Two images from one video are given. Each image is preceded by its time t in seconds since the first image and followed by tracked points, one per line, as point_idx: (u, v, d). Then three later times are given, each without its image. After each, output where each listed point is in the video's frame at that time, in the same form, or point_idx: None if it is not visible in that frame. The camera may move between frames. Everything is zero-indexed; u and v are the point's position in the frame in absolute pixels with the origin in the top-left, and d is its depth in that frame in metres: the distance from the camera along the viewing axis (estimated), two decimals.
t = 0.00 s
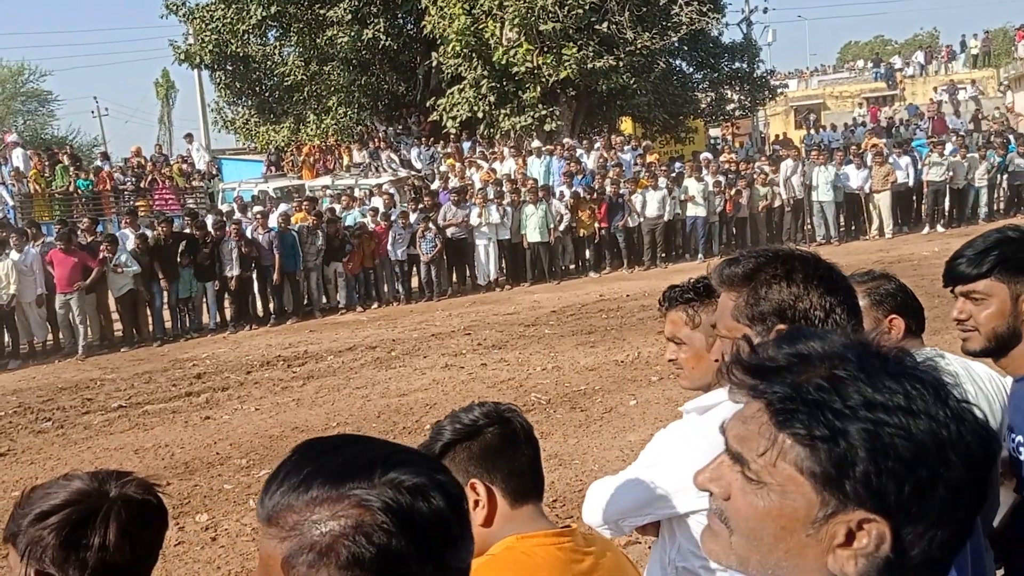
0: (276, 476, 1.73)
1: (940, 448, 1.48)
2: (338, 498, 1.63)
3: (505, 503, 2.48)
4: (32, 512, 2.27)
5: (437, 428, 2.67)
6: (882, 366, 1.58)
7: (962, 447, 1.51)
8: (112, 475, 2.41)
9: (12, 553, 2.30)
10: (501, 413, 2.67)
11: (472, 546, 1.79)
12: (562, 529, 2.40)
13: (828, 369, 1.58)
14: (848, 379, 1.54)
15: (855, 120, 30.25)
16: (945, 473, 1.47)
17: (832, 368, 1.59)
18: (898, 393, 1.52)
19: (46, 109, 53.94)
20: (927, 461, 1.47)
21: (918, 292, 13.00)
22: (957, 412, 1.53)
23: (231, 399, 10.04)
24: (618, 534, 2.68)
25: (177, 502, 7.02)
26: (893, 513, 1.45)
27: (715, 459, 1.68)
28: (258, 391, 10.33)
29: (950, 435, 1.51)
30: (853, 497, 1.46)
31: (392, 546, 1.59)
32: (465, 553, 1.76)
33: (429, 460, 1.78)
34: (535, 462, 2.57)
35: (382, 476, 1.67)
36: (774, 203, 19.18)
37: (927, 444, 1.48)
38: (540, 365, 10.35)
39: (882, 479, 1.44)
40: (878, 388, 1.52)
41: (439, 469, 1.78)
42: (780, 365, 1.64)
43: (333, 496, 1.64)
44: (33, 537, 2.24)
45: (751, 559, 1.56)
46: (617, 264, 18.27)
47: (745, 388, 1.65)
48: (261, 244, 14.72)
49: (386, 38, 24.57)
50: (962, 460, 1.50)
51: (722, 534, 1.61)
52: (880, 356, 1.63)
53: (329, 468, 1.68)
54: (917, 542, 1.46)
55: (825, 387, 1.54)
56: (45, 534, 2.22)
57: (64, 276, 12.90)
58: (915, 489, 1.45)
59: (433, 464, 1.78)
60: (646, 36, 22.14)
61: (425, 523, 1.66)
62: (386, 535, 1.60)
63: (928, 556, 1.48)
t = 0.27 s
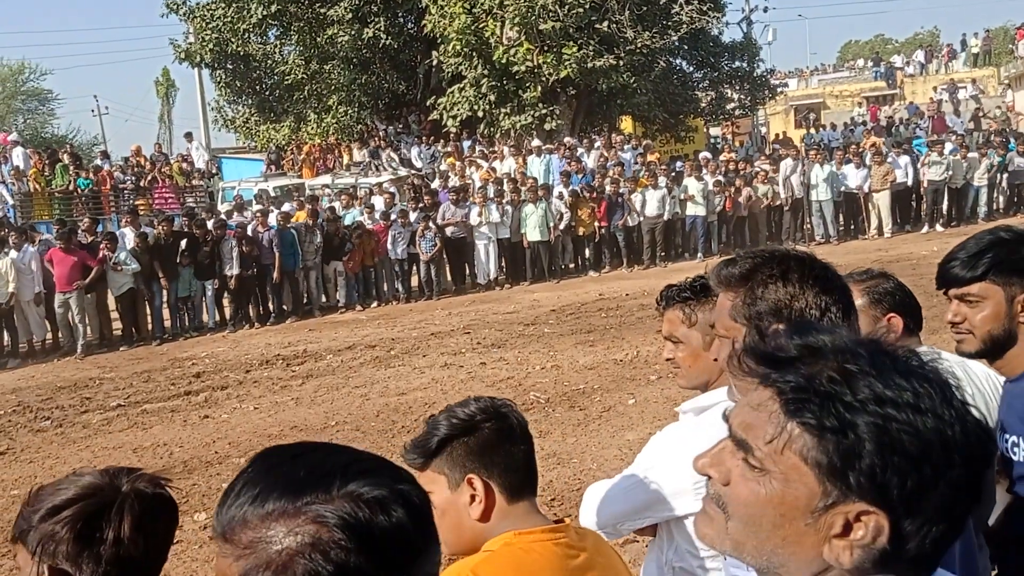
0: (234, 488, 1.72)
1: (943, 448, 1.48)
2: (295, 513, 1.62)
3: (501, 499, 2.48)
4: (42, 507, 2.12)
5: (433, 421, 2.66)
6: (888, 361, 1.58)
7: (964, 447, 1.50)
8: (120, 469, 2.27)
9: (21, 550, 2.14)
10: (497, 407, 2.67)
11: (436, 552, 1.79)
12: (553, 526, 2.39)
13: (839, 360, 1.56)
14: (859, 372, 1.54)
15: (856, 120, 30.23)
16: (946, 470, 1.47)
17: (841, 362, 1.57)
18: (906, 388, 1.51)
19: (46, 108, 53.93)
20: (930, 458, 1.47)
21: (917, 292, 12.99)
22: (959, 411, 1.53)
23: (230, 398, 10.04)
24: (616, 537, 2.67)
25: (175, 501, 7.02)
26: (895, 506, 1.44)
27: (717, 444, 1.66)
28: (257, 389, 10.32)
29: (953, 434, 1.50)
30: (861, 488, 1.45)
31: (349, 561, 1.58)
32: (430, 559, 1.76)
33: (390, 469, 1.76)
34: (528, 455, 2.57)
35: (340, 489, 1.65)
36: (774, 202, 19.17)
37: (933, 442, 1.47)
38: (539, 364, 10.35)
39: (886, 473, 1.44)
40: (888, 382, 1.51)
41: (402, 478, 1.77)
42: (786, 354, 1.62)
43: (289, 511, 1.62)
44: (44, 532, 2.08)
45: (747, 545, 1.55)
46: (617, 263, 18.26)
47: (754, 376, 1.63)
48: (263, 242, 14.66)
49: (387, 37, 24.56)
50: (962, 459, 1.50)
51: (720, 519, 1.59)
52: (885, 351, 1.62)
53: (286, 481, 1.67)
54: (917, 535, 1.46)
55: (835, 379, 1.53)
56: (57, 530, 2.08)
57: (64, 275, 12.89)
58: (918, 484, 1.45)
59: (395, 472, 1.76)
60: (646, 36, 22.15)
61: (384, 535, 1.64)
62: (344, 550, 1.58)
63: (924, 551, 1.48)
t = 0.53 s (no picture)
0: (203, 490, 1.67)
1: (888, 432, 1.52)
2: (264, 515, 1.57)
3: (495, 498, 2.51)
4: (60, 498, 2.06)
5: (427, 420, 2.68)
6: (841, 351, 1.64)
7: (915, 433, 1.54)
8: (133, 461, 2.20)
9: (36, 537, 2.07)
10: (490, 405, 2.69)
11: (408, 554, 1.73)
12: (546, 526, 2.41)
13: (793, 349, 1.64)
14: (812, 359, 1.61)
15: (856, 120, 30.24)
16: (894, 453, 1.51)
17: (798, 350, 1.65)
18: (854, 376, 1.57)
19: (47, 106, 53.93)
20: (878, 440, 1.51)
21: (916, 292, 13.02)
22: (910, 399, 1.57)
23: (231, 397, 10.07)
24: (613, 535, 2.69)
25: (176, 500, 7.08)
26: (842, 485, 1.50)
27: (695, 432, 1.74)
28: (258, 389, 10.36)
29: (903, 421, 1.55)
30: (805, 468, 1.51)
31: (318, 564, 1.53)
32: (401, 562, 1.70)
33: (360, 471, 1.71)
34: (520, 452, 2.60)
35: (309, 491, 1.60)
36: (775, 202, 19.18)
37: (878, 426, 1.52)
38: (539, 363, 10.38)
39: (828, 453, 1.50)
40: (836, 369, 1.57)
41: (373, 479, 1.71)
42: (751, 347, 1.71)
43: (258, 514, 1.57)
44: (63, 523, 2.02)
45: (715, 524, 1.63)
46: (617, 263, 18.28)
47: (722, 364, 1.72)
48: (265, 241, 14.70)
49: (388, 36, 24.59)
50: (914, 445, 1.53)
51: (694, 503, 1.68)
52: (846, 344, 1.67)
53: (256, 484, 1.62)
54: (865, 517, 1.50)
55: (787, 364, 1.61)
56: (78, 521, 2.02)
57: (64, 275, 12.89)
58: (862, 466, 1.50)
59: (365, 473, 1.71)
60: (646, 36, 22.19)
61: (353, 537, 1.58)
62: (313, 552, 1.53)
63: (881, 533, 1.50)
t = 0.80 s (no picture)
0: (199, 487, 1.68)
1: (771, 417, 1.64)
2: (257, 515, 1.57)
3: (495, 495, 2.52)
4: (66, 487, 2.08)
5: (428, 416, 2.70)
6: (755, 343, 1.77)
7: (800, 420, 1.63)
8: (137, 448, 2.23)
9: (42, 525, 2.09)
10: (492, 403, 2.70)
11: (402, 554, 1.72)
12: (545, 524, 2.42)
13: (713, 341, 1.81)
14: (725, 348, 1.78)
15: (856, 119, 30.25)
16: (776, 439, 1.63)
17: (720, 342, 1.81)
18: (753, 366, 1.72)
19: (46, 107, 53.91)
20: (764, 425, 1.64)
21: (915, 291, 13.04)
22: (798, 388, 1.67)
23: (231, 395, 10.10)
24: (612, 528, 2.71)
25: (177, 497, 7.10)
26: (734, 461, 1.66)
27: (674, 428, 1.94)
28: (258, 387, 10.38)
29: (788, 409, 1.65)
30: (704, 444, 1.71)
31: (309, 564, 1.53)
32: (394, 561, 1.69)
33: (356, 472, 1.70)
34: (520, 449, 2.62)
35: (302, 491, 1.60)
36: (774, 202, 19.21)
37: (762, 412, 1.65)
38: (539, 361, 10.40)
39: (719, 433, 1.68)
40: (736, 360, 1.74)
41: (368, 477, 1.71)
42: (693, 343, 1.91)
43: (251, 513, 1.58)
44: (71, 512, 2.04)
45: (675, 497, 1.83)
46: (617, 262, 18.29)
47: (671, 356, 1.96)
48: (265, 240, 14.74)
49: (388, 36, 24.62)
50: (799, 430, 1.63)
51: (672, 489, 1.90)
52: (764, 337, 1.78)
53: (251, 482, 1.62)
54: (757, 490, 1.64)
55: (705, 354, 1.79)
56: (86, 510, 2.04)
57: (65, 274, 12.90)
58: (745, 446, 1.64)
59: (360, 472, 1.71)
60: (646, 36, 22.21)
61: (346, 538, 1.58)
62: (304, 552, 1.53)
63: (776, 506, 1.62)
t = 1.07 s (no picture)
0: (199, 477, 1.70)
1: (725, 404, 1.69)
2: (256, 507, 1.59)
3: (495, 487, 2.54)
4: (60, 479, 2.09)
5: (429, 407, 2.72)
6: (718, 332, 1.81)
7: (751, 407, 1.67)
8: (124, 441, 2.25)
9: (36, 518, 2.11)
10: (493, 395, 2.72)
11: (399, 549, 1.74)
12: (544, 516, 2.43)
13: (680, 331, 1.87)
14: (689, 338, 1.83)
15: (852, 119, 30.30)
16: (730, 424, 1.68)
17: (686, 331, 1.86)
18: (711, 354, 1.76)
19: (43, 106, 53.81)
20: (720, 412, 1.69)
21: (911, 290, 13.08)
22: (750, 375, 1.71)
23: (229, 393, 10.11)
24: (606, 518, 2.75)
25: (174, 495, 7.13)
26: (696, 446, 1.72)
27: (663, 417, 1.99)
28: (256, 386, 10.39)
29: (740, 395, 1.69)
30: (671, 430, 1.77)
31: (307, 558, 1.54)
32: (393, 551, 1.71)
33: (356, 465, 1.72)
34: (521, 441, 2.63)
35: (301, 483, 1.62)
36: (771, 202, 19.26)
37: (718, 399, 1.71)
38: (536, 360, 10.43)
39: (680, 419, 1.74)
40: (697, 348, 1.79)
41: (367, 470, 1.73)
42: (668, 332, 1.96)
43: (250, 504, 1.60)
44: (67, 504, 2.06)
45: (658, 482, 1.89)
46: (615, 261, 18.32)
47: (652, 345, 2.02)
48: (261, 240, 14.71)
49: (385, 36, 24.64)
50: (750, 416, 1.67)
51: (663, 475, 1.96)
52: (726, 325, 1.82)
53: (250, 473, 1.64)
54: (719, 474, 1.69)
55: (672, 343, 1.85)
56: (82, 502, 2.06)
57: (63, 273, 12.90)
58: (704, 431, 1.70)
59: (358, 465, 1.72)
60: (644, 36, 22.25)
61: (344, 532, 1.60)
62: (302, 544, 1.55)
63: (733, 489, 1.68)
